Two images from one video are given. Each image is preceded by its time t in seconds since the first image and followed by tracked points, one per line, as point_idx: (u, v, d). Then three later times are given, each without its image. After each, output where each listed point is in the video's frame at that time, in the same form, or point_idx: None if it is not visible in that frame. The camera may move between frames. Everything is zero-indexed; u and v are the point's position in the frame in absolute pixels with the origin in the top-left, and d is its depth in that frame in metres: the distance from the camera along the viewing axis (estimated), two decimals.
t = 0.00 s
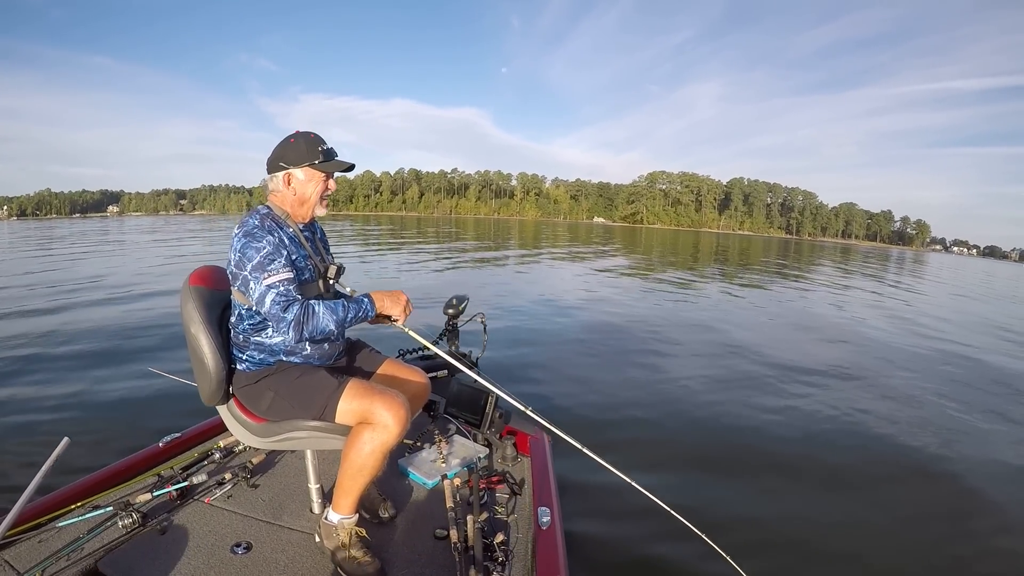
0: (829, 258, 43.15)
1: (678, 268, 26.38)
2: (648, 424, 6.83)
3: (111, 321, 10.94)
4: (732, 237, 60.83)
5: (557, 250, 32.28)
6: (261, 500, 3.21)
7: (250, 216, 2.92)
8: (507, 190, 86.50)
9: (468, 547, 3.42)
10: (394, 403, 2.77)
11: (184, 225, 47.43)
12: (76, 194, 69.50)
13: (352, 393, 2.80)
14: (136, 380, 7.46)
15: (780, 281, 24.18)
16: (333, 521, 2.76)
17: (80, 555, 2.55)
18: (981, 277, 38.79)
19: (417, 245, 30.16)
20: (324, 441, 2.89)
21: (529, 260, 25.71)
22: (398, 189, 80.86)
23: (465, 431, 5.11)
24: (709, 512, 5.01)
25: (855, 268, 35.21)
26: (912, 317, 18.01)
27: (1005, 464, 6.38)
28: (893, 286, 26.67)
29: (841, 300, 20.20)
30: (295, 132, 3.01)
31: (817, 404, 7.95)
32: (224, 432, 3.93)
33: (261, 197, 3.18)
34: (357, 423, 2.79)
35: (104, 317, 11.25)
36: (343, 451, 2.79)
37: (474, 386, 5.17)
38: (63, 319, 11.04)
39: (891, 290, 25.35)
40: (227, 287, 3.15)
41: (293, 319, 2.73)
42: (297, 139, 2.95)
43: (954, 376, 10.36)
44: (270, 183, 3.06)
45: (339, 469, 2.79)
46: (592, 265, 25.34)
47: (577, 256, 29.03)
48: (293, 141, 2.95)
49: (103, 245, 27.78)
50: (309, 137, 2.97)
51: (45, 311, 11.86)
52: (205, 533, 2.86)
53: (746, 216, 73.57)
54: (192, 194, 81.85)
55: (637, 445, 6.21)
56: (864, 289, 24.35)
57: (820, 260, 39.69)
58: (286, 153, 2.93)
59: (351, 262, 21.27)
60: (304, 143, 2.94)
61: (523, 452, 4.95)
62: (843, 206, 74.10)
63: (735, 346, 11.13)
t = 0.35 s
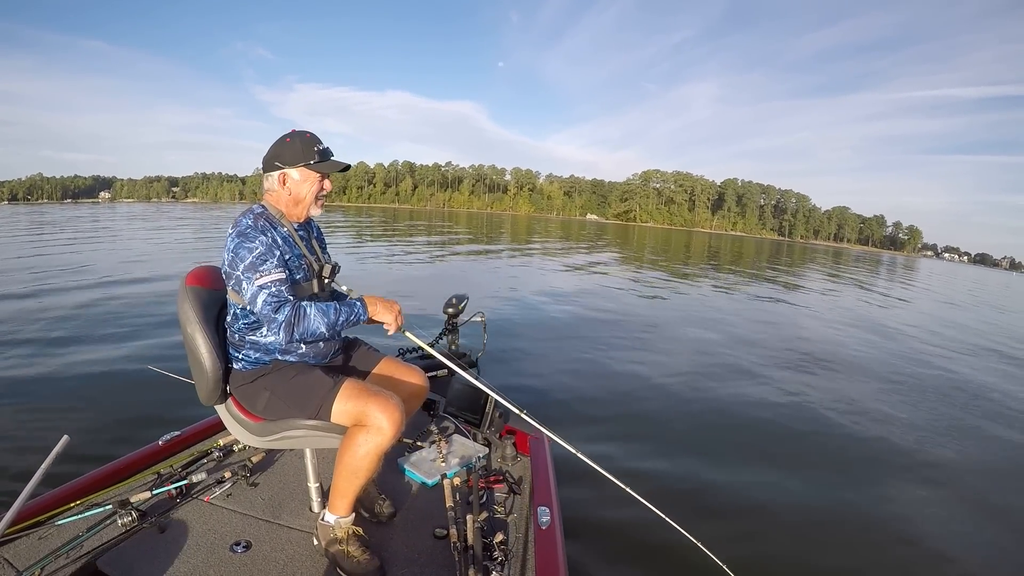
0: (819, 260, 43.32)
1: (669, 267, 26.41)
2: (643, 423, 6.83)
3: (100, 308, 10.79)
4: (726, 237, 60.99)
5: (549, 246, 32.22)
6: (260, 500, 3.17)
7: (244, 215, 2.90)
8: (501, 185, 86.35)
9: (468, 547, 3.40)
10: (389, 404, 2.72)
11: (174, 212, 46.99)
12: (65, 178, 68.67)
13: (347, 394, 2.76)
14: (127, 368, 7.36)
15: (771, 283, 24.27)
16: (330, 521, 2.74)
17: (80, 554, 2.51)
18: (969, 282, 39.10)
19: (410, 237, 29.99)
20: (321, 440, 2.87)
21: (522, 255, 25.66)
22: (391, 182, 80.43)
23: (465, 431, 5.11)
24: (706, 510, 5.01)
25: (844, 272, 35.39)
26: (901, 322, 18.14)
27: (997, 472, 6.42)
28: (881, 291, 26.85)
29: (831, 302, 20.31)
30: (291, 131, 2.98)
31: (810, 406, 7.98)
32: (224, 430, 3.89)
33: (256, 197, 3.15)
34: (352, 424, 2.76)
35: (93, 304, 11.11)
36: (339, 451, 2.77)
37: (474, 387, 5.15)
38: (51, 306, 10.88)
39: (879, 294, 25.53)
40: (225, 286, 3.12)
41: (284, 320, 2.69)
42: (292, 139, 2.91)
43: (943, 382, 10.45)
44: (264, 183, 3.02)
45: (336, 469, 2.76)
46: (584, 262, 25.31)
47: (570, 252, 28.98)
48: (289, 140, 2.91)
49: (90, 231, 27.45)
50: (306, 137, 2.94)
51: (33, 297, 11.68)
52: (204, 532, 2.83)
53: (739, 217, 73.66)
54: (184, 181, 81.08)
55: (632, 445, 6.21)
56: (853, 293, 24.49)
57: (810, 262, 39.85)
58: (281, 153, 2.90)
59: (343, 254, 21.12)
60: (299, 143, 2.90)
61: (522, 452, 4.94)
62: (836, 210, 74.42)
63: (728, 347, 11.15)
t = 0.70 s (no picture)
0: (815, 253, 43.42)
1: (666, 265, 26.46)
2: (643, 416, 6.87)
3: (98, 321, 10.78)
4: (720, 232, 61.24)
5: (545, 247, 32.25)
6: (260, 500, 3.20)
7: (233, 217, 2.94)
8: (495, 188, 86.50)
9: (468, 547, 3.40)
10: (385, 405, 2.73)
11: (168, 225, 46.97)
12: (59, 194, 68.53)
13: (343, 395, 2.78)
14: (126, 378, 7.38)
15: (767, 277, 24.32)
16: (330, 522, 2.76)
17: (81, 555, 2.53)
18: (964, 271, 39.31)
19: (405, 243, 29.98)
20: (319, 441, 2.89)
21: (518, 258, 25.68)
22: (384, 188, 80.44)
23: (465, 431, 5.14)
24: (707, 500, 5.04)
25: (840, 263, 35.50)
26: (898, 311, 18.23)
27: (994, 455, 6.46)
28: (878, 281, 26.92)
29: (827, 294, 20.38)
30: (280, 132, 3.01)
31: (809, 396, 8.03)
32: (223, 431, 3.90)
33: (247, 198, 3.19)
34: (349, 425, 2.77)
35: (91, 317, 11.10)
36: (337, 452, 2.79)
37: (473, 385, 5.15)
38: (48, 320, 10.87)
39: (876, 284, 25.60)
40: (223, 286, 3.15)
41: (274, 318, 2.73)
42: (282, 140, 2.94)
43: (941, 369, 10.50)
44: (253, 184, 3.06)
45: (334, 471, 2.78)
46: (580, 262, 25.35)
47: (566, 253, 29.06)
48: (278, 142, 2.95)
49: (84, 246, 27.40)
50: (294, 138, 2.97)
51: (29, 311, 11.68)
52: (205, 533, 2.85)
53: (734, 212, 73.76)
54: (178, 194, 80.96)
55: (631, 439, 6.25)
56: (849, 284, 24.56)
57: (806, 255, 39.94)
58: (270, 154, 2.93)
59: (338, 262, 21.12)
60: (289, 144, 2.94)
61: (523, 451, 4.98)
62: (830, 202, 74.70)
63: (726, 341, 11.19)
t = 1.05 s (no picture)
0: (813, 248, 43.39)
1: (665, 265, 26.50)
2: (645, 413, 6.92)
3: (100, 340, 10.85)
4: (716, 231, 61.47)
5: (544, 252, 32.24)
6: (261, 501, 3.24)
7: (235, 217, 3.02)
8: (491, 195, 86.89)
9: (468, 548, 3.44)
10: (383, 406, 2.74)
11: (168, 245, 47.22)
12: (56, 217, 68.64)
13: (342, 396, 2.80)
14: (132, 393, 7.46)
15: (767, 273, 24.36)
16: (330, 523, 2.79)
17: (81, 556, 2.57)
18: (963, 260, 39.38)
19: (404, 253, 30.02)
20: (318, 442, 2.93)
21: (517, 263, 25.74)
22: (380, 199, 80.53)
23: (465, 431, 5.17)
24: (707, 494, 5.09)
25: (839, 257, 35.48)
26: (898, 302, 18.25)
27: (993, 441, 6.49)
28: (877, 273, 26.91)
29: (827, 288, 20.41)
30: (281, 133, 3.08)
31: (808, 388, 8.08)
32: (225, 433, 3.95)
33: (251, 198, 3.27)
34: (349, 426, 2.79)
35: (94, 337, 11.18)
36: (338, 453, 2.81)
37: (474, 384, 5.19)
38: (53, 340, 10.98)
39: (876, 276, 25.59)
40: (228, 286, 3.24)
41: (274, 315, 2.78)
42: (282, 140, 3.01)
43: (940, 358, 10.54)
44: (256, 184, 3.13)
45: (334, 471, 2.81)
46: (579, 266, 25.39)
47: (565, 258, 29.20)
48: (279, 142, 3.02)
49: (88, 268, 27.65)
50: (294, 137, 3.04)
51: (34, 332, 11.80)
52: (205, 534, 2.90)
53: (730, 210, 73.74)
54: (175, 213, 81.09)
55: (632, 434, 6.30)
56: (848, 277, 24.59)
57: (804, 250, 39.92)
58: (271, 153, 3.00)
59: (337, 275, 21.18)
60: (289, 143, 3.01)
61: (523, 451, 5.03)
62: (825, 196, 74.85)
63: (725, 338, 11.26)
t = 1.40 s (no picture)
0: (810, 250, 43.48)
1: (661, 267, 26.56)
2: (644, 410, 6.94)
3: (98, 341, 10.81)
4: (713, 233, 61.60)
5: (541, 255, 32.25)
6: (261, 502, 3.23)
7: (240, 215, 3.08)
8: (487, 197, 87.04)
9: (468, 548, 3.44)
10: (365, 410, 2.70)
11: (164, 247, 47.20)
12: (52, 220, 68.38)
13: (325, 401, 2.77)
14: (131, 394, 7.44)
15: (763, 275, 24.44)
16: (329, 526, 2.78)
17: (81, 557, 2.56)
18: (960, 262, 39.46)
19: (401, 256, 30.00)
20: (307, 445, 2.94)
21: (514, 266, 25.77)
22: (377, 202, 80.47)
23: (465, 431, 5.18)
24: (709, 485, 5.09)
25: (834, 259, 35.60)
26: (893, 303, 18.34)
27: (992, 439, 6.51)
28: (872, 275, 27.04)
29: (823, 290, 20.49)
30: (290, 133, 3.13)
31: (806, 387, 8.12)
32: (225, 433, 3.94)
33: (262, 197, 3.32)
34: (334, 431, 2.77)
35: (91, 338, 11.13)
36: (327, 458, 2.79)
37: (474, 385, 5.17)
38: (51, 341, 10.95)
39: (870, 278, 25.72)
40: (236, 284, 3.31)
41: (261, 319, 2.85)
42: (291, 139, 3.06)
43: (936, 358, 10.60)
44: (266, 184, 3.18)
45: (326, 476, 2.79)
46: (576, 268, 25.43)
47: (562, 260, 29.22)
48: (288, 142, 3.06)
49: (85, 270, 27.65)
50: (303, 137, 3.08)
51: (32, 334, 11.77)
52: (205, 534, 2.89)
53: (726, 212, 73.78)
54: (171, 216, 80.85)
55: (631, 431, 6.31)
56: (844, 279, 24.71)
57: (800, 252, 40.05)
58: (280, 153, 3.05)
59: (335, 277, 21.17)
60: (298, 143, 3.05)
61: (523, 451, 5.04)
62: (821, 198, 75.16)
63: (723, 339, 11.31)
